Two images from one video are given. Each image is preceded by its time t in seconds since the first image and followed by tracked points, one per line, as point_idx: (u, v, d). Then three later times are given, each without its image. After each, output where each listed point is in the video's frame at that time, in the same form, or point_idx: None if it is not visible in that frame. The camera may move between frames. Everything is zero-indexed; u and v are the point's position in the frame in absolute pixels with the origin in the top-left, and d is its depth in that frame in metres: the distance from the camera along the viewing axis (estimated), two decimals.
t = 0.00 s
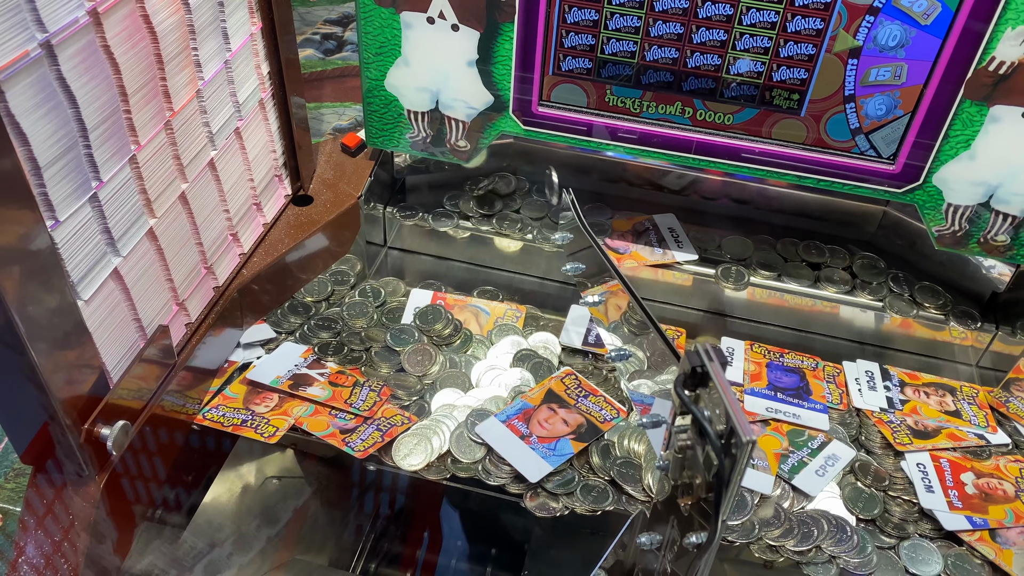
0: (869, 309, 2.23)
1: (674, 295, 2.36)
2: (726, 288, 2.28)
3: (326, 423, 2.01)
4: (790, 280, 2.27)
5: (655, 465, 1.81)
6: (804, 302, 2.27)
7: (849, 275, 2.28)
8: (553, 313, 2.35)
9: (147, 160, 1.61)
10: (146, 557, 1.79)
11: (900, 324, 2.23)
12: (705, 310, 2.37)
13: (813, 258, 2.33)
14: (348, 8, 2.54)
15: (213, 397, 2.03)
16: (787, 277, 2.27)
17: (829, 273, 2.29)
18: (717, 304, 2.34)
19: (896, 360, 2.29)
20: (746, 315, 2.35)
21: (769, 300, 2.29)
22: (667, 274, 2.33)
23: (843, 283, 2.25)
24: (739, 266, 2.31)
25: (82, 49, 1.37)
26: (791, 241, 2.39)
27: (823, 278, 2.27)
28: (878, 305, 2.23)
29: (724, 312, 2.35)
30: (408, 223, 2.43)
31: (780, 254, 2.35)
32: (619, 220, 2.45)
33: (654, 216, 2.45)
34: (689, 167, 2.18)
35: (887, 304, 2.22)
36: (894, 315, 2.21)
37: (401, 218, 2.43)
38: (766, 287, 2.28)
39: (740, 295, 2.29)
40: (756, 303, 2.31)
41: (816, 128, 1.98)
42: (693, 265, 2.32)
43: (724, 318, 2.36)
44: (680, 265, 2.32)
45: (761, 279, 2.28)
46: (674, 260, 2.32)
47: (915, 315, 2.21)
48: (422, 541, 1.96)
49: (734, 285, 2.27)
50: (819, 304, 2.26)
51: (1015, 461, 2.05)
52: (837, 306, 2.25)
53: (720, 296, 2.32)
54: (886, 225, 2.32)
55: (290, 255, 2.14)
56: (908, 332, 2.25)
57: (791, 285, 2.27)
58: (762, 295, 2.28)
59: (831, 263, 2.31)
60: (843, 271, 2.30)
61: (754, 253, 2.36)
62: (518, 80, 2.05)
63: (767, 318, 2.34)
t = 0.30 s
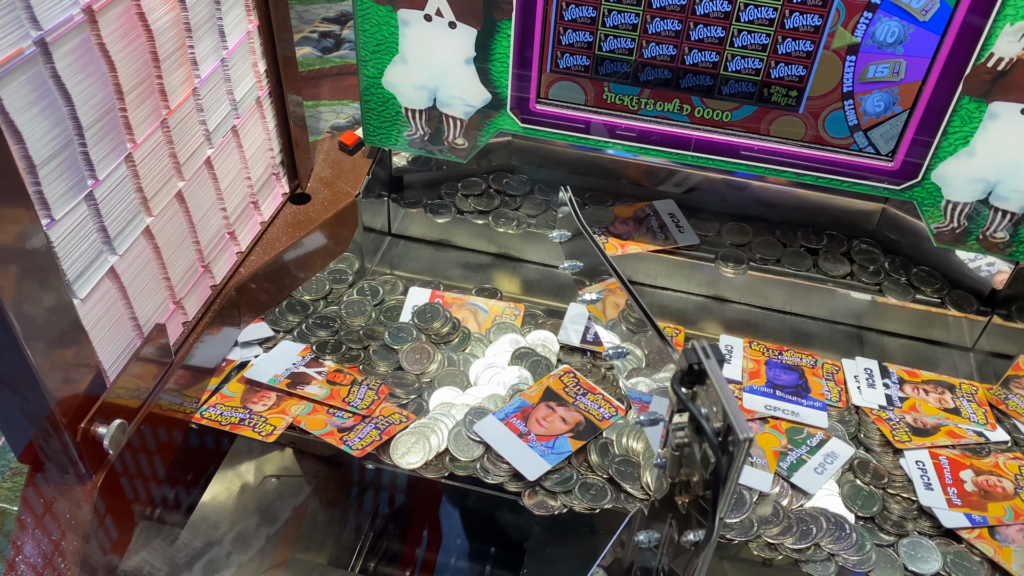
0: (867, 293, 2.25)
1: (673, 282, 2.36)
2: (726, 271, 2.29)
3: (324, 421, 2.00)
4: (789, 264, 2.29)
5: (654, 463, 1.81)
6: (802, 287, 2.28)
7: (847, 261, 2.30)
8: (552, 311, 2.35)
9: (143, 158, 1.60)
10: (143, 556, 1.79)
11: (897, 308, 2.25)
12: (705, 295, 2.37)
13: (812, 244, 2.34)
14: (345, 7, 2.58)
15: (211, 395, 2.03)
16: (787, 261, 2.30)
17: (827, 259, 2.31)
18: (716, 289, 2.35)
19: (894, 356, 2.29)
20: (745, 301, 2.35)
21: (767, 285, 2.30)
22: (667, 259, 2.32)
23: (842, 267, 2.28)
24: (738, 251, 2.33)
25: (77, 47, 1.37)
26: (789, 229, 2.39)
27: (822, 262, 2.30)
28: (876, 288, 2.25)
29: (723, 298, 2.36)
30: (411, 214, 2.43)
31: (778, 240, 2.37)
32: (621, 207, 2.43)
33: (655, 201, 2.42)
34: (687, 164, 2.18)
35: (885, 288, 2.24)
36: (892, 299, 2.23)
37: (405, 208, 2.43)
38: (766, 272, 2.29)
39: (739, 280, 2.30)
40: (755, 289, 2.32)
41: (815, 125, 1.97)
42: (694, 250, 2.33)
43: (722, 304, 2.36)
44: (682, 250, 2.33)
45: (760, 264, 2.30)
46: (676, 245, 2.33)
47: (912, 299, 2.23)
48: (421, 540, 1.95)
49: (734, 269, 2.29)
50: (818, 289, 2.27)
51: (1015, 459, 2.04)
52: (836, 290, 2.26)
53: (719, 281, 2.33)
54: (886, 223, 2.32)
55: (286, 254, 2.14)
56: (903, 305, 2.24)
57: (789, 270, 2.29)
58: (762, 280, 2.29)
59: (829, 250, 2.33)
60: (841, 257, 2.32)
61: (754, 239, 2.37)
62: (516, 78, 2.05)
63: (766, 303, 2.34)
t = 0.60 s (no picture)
0: (868, 287, 2.25)
1: (673, 276, 2.36)
2: (727, 266, 2.30)
3: (325, 419, 2.00)
4: (790, 259, 2.29)
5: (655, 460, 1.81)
6: (802, 282, 2.29)
7: (847, 255, 2.30)
8: (554, 309, 2.35)
9: (145, 157, 1.60)
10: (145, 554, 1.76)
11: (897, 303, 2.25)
12: (706, 290, 2.37)
13: (813, 239, 2.34)
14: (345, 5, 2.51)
15: (212, 394, 2.03)
16: (787, 256, 2.30)
17: (828, 253, 2.31)
18: (717, 284, 2.35)
19: (895, 353, 2.29)
20: (746, 295, 2.36)
21: (767, 279, 2.31)
22: (668, 254, 2.33)
23: (843, 261, 2.28)
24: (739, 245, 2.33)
25: (78, 46, 1.37)
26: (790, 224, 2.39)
27: (823, 257, 2.30)
28: (876, 282, 2.25)
29: (723, 293, 2.36)
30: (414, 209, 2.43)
31: (779, 234, 2.37)
32: (622, 204, 2.42)
33: (656, 197, 2.42)
34: (689, 162, 2.18)
35: (885, 282, 2.24)
36: (893, 293, 2.23)
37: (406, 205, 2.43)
38: (766, 266, 2.29)
39: (740, 274, 2.31)
40: (756, 282, 2.32)
41: (816, 122, 1.97)
42: (695, 245, 2.33)
43: (724, 299, 2.36)
44: (683, 246, 2.32)
45: (761, 259, 2.30)
46: (678, 241, 2.32)
47: (913, 293, 2.23)
48: (422, 539, 1.94)
49: (735, 264, 2.29)
50: (819, 283, 2.28)
51: (1016, 456, 2.04)
52: (837, 284, 2.27)
53: (721, 276, 2.33)
54: (886, 220, 2.32)
55: (287, 253, 2.14)
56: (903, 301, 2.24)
57: (790, 264, 2.29)
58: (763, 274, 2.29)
59: (829, 245, 2.33)
60: (842, 252, 2.31)
61: (755, 234, 2.37)
62: (516, 76, 2.05)
63: (768, 297, 2.35)
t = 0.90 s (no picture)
0: (868, 295, 2.24)
1: (674, 282, 2.37)
2: (726, 275, 2.28)
3: (326, 418, 2.00)
4: (789, 267, 2.28)
5: (655, 457, 1.81)
6: (804, 290, 2.27)
7: (848, 263, 2.29)
8: (554, 308, 2.36)
9: (145, 156, 1.60)
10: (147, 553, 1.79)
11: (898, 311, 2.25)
12: (705, 298, 2.37)
13: (812, 246, 2.33)
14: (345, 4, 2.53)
15: (213, 392, 2.03)
16: (788, 264, 2.28)
17: (828, 260, 2.30)
18: (717, 291, 2.34)
19: (896, 351, 2.30)
20: (745, 304, 2.35)
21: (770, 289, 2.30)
22: (668, 262, 2.32)
23: (844, 269, 2.26)
24: (739, 253, 2.32)
25: (79, 45, 1.37)
26: (790, 231, 2.39)
27: (823, 265, 2.28)
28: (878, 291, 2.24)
29: (723, 301, 2.36)
30: (408, 216, 2.43)
31: (779, 242, 2.36)
32: (620, 211, 2.43)
33: (654, 205, 2.43)
34: (689, 160, 2.18)
35: (887, 291, 2.23)
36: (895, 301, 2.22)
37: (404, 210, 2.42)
38: (767, 273, 2.27)
39: (740, 282, 2.30)
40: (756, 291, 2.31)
41: (815, 120, 1.97)
42: (694, 253, 2.32)
43: (723, 307, 2.36)
44: (682, 254, 2.32)
45: (761, 267, 2.28)
46: (676, 249, 2.32)
47: (915, 302, 2.23)
48: (423, 537, 1.95)
49: (735, 272, 2.27)
50: (819, 292, 2.26)
51: (1016, 453, 2.04)
52: (838, 293, 2.26)
53: (720, 283, 2.32)
54: (886, 216, 2.32)
55: (289, 251, 2.14)
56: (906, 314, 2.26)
57: (791, 273, 2.27)
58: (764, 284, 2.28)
59: (830, 252, 2.32)
60: (842, 259, 2.31)
61: (754, 242, 2.36)
62: (516, 75, 2.05)
63: (766, 306, 2.35)
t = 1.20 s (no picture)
0: (870, 316, 2.21)
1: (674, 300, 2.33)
2: (726, 296, 2.24)
3: (324, 422, 1.99)
4: (790, 288, 2.24)
5: (655, 461, 1.80)
6: (805, 311, 2.24)
7: (851, 284, 2.26)
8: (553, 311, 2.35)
9: (141, 159, 1.60)
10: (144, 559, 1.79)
11: (903, 333, 2.21)
12: (705, 318, 2.35)
13: (813, 266, 2.31)
14: (343, 6, 2.59)
15: (210, 396, 2.02)
16: (789, 284, 2.25)
17: (829, 282, 2.26)
18: (718, 311, 2.31)
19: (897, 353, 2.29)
20: (746, 324, 2.33)
21: (771, 308, 2.26)
22: (666, 282, 2.29)
23: (845, 291, 2.23)
24: (740, 274, 2.28)
25: (73, 48, 1.36)
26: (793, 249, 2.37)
27: (824, 285, 2.25)
28: (881, 312, 2.20)
29: (723, 321, 2.34)
30: (398, 235, 2.39)
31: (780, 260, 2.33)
32: (616, 229, 2.39)
33: (651, 223, 2.40)
34: (688, 162, 2.17)
35: (889, 311, 2.20)
36: (899, 323, 2.18)
37: (393, 227, 2.37)
38: (767, 293, 2.24)
39: (739, 303, 2.26)
40: (756, 310, 2.28)
41: (816, 122, 1.96)
42: (693, 272, 2.28)
43: (723, 327, 2.35)
44: (680, 273, 2.28)
45: (761, 287, 2.25)
46: (674, 267, 2.28)
47: (919, 323, 2.18)
48: (423, 540, 1.94)
49: (733, 293, 2.23)
50: (822, 313, 2.23)
51: (1018, 456, 2.03)
52: (840, 314, 2.22)
53: (720, 303, 2.29)
54: (887, 219, 2.31)
55: (286, 254, 2.13)
56: (912, 352, 2.26)
57: (792, 293, 2.23)
58: (764, 303, 2.25)
59: (831, 271, 2.30)
60: (844, 279, 2.28)
61: (753, 261, 2.32)
62: (515, 77, 2.04)
63: (765, 326, 2.32)
